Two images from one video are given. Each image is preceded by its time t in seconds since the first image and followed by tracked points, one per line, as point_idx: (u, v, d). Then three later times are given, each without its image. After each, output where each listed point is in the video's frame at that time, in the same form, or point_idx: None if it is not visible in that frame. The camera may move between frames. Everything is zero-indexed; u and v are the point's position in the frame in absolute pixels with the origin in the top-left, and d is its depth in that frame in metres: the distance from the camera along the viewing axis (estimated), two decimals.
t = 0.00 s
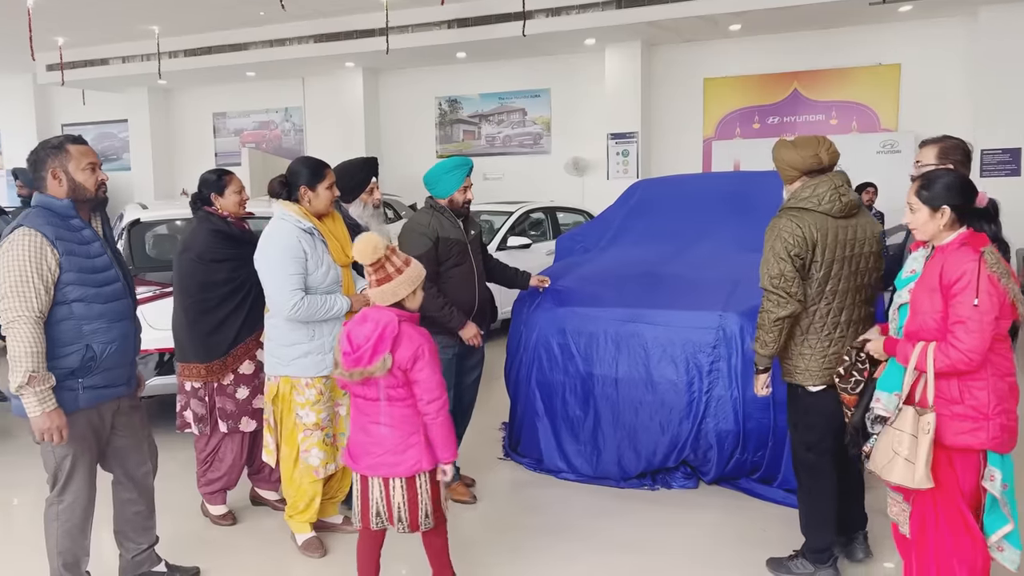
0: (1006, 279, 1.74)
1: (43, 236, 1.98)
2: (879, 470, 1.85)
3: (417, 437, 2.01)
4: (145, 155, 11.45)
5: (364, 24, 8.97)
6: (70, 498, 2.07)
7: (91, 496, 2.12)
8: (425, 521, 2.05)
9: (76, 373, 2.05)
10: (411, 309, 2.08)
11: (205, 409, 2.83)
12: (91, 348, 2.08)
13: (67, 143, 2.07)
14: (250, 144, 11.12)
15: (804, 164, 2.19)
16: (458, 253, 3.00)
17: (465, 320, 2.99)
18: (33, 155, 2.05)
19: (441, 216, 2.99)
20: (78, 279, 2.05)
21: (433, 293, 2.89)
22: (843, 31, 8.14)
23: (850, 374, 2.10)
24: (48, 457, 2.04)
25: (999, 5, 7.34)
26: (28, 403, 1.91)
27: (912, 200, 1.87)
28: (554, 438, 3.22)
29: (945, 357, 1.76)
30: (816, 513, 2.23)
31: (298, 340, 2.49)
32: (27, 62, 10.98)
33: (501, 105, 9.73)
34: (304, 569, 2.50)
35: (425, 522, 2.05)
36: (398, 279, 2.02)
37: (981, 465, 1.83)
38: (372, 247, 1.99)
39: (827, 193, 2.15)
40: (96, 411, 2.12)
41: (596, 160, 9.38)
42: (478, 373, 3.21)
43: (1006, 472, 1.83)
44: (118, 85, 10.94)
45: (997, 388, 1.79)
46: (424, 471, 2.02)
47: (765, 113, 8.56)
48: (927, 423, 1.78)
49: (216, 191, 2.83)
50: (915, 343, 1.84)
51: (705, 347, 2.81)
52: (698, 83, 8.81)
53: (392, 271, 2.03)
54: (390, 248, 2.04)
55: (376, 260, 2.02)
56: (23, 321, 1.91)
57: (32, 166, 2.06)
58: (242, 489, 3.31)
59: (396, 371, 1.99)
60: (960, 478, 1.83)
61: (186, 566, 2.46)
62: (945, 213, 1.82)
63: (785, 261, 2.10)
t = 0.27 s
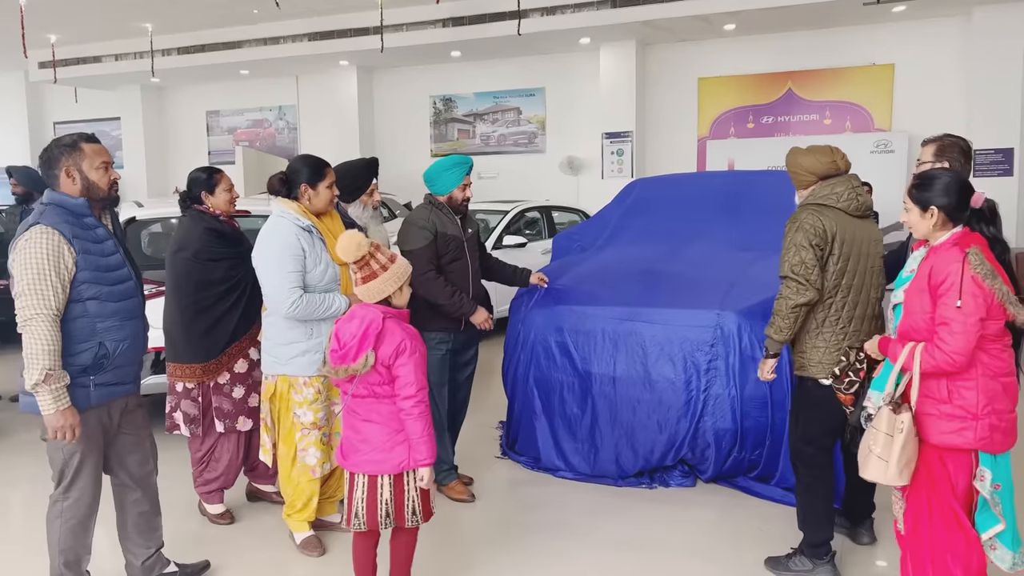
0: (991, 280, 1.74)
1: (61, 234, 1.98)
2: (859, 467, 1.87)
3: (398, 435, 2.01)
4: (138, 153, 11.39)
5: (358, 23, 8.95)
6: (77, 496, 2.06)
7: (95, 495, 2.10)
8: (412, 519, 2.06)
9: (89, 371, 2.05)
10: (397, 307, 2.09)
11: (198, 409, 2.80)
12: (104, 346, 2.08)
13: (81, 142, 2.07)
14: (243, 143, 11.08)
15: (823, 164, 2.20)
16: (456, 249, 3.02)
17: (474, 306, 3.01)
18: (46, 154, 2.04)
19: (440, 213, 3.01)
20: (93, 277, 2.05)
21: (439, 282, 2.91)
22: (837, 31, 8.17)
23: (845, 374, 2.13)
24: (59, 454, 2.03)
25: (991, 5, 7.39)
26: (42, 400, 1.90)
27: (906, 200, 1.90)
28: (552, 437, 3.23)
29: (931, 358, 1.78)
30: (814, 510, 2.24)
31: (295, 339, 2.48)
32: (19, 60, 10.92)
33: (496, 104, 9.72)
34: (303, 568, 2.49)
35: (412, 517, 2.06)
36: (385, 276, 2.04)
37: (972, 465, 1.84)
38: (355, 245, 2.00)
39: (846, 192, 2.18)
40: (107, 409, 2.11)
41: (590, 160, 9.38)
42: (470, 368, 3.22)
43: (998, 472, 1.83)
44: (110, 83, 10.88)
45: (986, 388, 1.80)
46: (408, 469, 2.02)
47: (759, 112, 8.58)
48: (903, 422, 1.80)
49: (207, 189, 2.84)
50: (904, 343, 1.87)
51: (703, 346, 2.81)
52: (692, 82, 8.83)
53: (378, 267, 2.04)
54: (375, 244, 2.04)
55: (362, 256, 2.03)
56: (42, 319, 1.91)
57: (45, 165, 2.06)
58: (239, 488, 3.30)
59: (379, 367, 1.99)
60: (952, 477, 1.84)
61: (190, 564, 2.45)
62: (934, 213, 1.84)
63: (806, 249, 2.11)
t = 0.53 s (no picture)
0: (965, 282, 1.74)
1: (84, 227, 1.98)
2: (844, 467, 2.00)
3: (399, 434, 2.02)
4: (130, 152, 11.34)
5: (353, 21, 8.94)
6: (90, 492, 2.04)
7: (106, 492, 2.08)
8: (407, 520, 2.03)
9: (112, 365, 2.04)
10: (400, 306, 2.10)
11: (196, 406, 2.78)
12: (126, 340, 2.07)
13: (101, 139, 2.07)
14: (236, 142, 11.03)
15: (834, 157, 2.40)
16: (446, 248, 3.02)
17: (474, 292, 3.01)
18: (66, 150, 2.03)
19: (435, 211, 3.01)
20: (114, 271, 2.05)
21: (437, 274, 2.93)
22: (831, 32, 8.20)
23: (842, 376, 2.22)
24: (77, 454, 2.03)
25: (983, 6, 7.44)
26: (80, 390, 1.91)
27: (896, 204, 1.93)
28: (549, 436, 3.23)
29: (911, 360, 1.81)
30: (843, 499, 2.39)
31: (294, 337, 2.48)
32: (10, 57, 10.85)
33: (490, 103, 9.72)
34: (302, 567, 2.49)
35: (409, 520, 2.03)
36: (388, 274, 2.05)
37: (959, 467, 1.84)
38: (360, 242, 2.02)
39: (865, 181, 2.33)
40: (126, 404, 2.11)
41: (584, 159, 9.39)
42: (459, 363, 3.16)
43: (988, 474, 1.83)
44: (103, 81, 10.82)
45: (970, 390, 1.80)
46: (406, 466, 2.03)
47: (753, 112, 8.60)
48: (879, 422, 1.92)
49: (200, 188, 2.85)
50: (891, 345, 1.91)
51: (700, 344, 2.82)
52: (686, 82, 8.85)
53: (382, 266, 2.05)
54: (379, 244, 2.05)
55: (365, 256, 2.04)
56: (69, 311, 1.91)
57: (64, 161, 2.04)
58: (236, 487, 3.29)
59: (378, 368, 2.00)
60: (940, 478, 1.85)
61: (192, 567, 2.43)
62: (919, 213, 1.86)
63: (844, 235, 2.22)
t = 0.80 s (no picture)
0: (948, 281, 1.76)
1: (100, 223, 2.02)
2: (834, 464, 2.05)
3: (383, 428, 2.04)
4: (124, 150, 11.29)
5: (348, 20, 8.92)
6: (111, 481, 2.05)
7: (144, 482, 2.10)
8: (391, 513, 2.05)
9: (130, 358, 2.07)
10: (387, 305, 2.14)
11: (197, 400, 2.79)
12: (145, 334, 2.10)
13: (120, 138, 2.12)
14: (231, 140, 10.99)
15: (853, 158, 2.60)
16: (435, 245, 3.02)
17: (463, 291, 3.02)
18: (87, 150, 2.09)
19: (426, 210, 3.00)
20: (132, 267, 2.08)
21: (427, 271, 2.93)
22: (826, 32, 8.23)
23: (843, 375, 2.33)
24: (109, 452, 2.06)
25: (977, 7, 7.48)
26: (98, 380, 1.95)
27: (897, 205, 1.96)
28: (546, 435, 3.24)
29: (901, 361, 1.84)
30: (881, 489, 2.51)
31: (294, 335, 2.48)
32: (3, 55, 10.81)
33: (486, 103, 9.72)
34: (300, 566, 2.48)
35: (394, 512, 2.05)
36: (376, 274, 2.10)
37: (950, 469, 1.84)
38: (351, 242, 2.06)
39: (883, 183, 2.54)
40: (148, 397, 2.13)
41: (580, 159, 9.39)
42: (450, 360, 3.16)
43: (980, 475, 1.82)
44: (96, 79, 10.78)
45: (960, 390, 1.81)
46: (389, 461, 2.05)
47: (748, 112, 8.62)
48: (866, 421, 1.97)
49: (203, 187, 2.94)
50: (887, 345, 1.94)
51: (698, 342, 2.83)
52: (682, 82, 8.87)
53: (370, 265, 2.10)
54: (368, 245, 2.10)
55: (355, 255, 2.08)
56: (85, 304, 1.94)
57: (86, 161, 2.10)
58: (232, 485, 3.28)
59: (361, 365, 2.01)
60: (933, 479, 1.86)
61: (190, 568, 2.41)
62: (918, 213, 1.89)
63: (867, 235, 2.42)
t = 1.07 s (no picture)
0: (966, 282, 1.77)
1: (122, 222, 2.04)
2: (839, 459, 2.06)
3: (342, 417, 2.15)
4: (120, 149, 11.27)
5: (345, 19, 8.90)
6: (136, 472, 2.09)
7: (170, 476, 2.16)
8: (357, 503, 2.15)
9: (150, 356, 2.09)
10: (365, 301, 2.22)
11: (198, 396, 2.81)
12: (163, 332, 2.13)
13: (134, 137, 2.13)
14: (228, 139, 10.97)
15: (877, 157, 2.66)
16: (429, 246, 3.02)
17: (460, 291, 3.04)
18: (99, 150, 2.10)
19: (419, 210, 3.01)
20: (151, 265, 2.10)
21: (423, 272, 2.95)
22: (824, 33, 8.24)
23: (847, 370, 2.40)
24: (134, 449, 2.09)
25: (974, 9, 7.51)
26: (100, 381, 1.96)
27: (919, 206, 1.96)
28: (544, 434, 3.25)
29: (914, 360, 1.85)
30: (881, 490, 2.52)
31: (292, 333, 2.48)
32: None
33: (483, 102, 9.71)
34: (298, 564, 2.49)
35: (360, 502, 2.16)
36: (356, 269, 2.16)
37: (956, 469, 1.85)
38: (331, 238, 2.11)
39: (908, 187, 2.60)
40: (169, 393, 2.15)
41: (577, 159, 9.39)
42: (446, 357, 3.16)
43: (984, 477, 1.83)
44: (93, 77, 10.75)
45: (971, 391, 1.82)
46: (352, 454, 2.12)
47: (745, 113, 8.64)
48: (873, 417, 2.00)
49: (210, 184, 2.98)
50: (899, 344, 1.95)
51: (695, 342, 2.83)
52: (679, 83, 8.88)
53: (350, 260, 2.16)
54: (349, 241, 2.14)
55: (335, 251, 2.14)
56: (101, 304, 1.96)
57: (101, 161, 2.11)
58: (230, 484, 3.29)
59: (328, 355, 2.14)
60: (938, 479, 1.87)
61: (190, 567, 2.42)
62: (938, 213, 1.90)
63: (892, 237, 2.48)
